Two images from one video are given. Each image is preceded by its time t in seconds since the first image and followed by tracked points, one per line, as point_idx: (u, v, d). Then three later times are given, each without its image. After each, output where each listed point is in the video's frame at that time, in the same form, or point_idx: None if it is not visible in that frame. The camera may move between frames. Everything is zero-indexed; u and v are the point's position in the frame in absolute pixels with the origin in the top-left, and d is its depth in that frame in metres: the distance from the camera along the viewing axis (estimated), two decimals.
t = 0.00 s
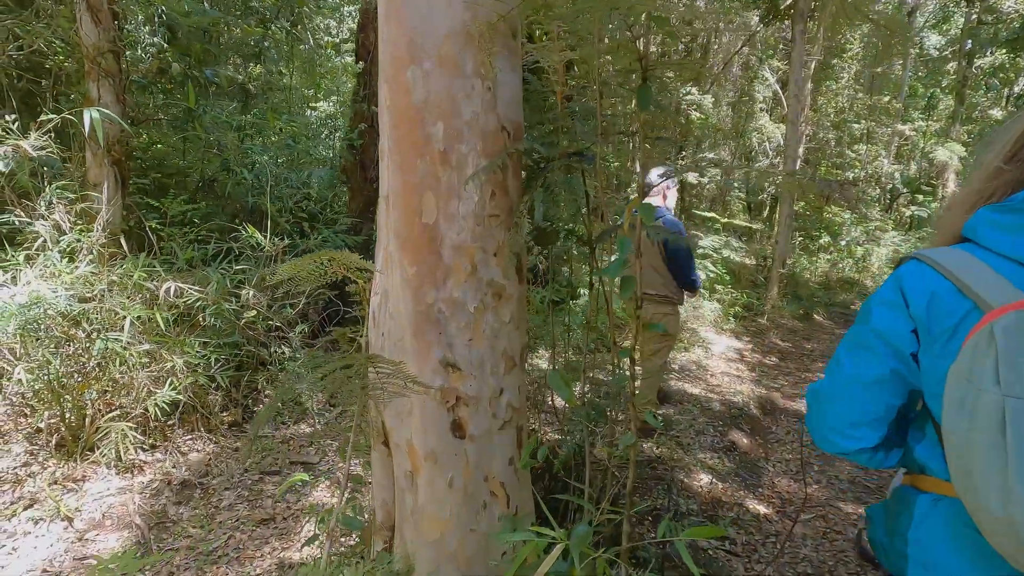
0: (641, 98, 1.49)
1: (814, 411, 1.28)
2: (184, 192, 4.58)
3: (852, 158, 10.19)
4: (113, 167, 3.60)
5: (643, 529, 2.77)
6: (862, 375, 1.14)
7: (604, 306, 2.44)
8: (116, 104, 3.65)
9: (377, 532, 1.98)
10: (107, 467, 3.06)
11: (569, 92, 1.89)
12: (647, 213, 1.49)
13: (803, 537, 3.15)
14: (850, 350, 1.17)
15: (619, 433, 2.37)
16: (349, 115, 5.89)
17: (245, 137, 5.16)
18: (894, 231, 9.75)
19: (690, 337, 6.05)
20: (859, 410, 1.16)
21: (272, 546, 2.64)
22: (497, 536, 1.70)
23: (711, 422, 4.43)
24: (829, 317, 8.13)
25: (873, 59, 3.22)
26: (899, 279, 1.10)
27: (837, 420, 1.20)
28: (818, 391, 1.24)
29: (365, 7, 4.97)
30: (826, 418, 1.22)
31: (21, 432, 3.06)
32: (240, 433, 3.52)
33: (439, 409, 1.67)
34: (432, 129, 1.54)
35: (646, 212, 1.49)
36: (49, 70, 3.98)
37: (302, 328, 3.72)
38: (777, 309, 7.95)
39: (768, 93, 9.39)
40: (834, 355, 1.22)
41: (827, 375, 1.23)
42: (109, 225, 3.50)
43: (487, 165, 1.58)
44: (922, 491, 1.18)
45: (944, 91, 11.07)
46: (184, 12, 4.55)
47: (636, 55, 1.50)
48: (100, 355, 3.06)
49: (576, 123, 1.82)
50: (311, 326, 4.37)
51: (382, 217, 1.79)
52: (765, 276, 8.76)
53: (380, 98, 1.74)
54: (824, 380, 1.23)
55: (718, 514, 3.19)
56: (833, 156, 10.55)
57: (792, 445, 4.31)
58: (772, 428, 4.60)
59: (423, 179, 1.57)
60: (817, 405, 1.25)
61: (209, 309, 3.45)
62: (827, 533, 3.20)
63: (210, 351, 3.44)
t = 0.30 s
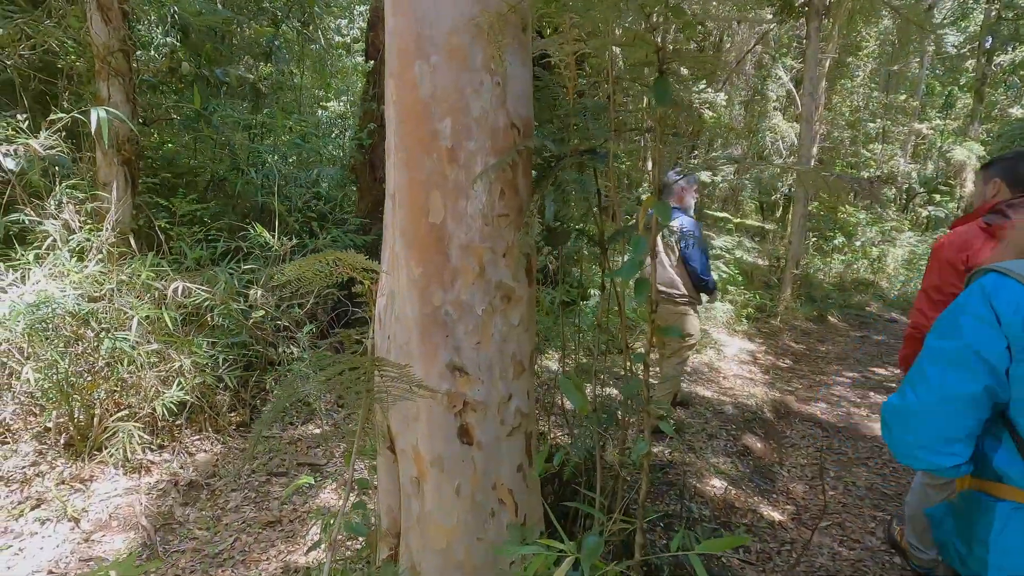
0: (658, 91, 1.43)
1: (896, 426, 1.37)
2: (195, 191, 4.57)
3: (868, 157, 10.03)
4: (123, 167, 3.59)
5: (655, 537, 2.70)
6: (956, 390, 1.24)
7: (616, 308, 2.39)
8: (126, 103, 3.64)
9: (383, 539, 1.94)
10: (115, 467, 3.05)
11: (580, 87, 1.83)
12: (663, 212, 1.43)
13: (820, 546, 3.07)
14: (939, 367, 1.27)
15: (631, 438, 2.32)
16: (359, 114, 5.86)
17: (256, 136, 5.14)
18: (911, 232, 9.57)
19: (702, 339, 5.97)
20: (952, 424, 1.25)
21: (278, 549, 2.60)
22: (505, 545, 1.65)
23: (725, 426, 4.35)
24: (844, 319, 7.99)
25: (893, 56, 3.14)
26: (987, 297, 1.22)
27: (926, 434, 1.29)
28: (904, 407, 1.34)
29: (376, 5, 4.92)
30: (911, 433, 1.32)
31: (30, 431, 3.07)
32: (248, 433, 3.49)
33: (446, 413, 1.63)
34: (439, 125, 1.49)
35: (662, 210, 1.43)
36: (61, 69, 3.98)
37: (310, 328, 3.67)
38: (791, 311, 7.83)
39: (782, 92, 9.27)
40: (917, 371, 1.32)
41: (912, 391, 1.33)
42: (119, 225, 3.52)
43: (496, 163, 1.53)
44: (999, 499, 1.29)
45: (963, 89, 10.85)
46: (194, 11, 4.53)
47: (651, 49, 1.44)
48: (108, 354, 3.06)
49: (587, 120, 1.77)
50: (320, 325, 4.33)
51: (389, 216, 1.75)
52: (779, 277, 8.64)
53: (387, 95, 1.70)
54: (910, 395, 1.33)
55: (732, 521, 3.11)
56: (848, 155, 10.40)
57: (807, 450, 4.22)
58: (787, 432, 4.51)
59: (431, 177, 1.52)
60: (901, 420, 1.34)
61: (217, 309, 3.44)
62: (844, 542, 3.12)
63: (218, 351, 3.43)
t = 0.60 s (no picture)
0: (672, 90, 1.38)
1: (972, 417, 1.42)
2: (203, 191, 4.57)
3: (879, 157, 9.92)
4: (131, 167, 3.59)
5: (664, 543, 2.66)
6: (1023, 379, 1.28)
7: (627, 311, 2.35)
8: (134, 103, 3.63)
9: (389, 545, 1.91)
10: (121, 469, 3.05)
11: (591, 88, 1.79)
12: (677, 214, 1.39)
13: (832, 553, 3.01)
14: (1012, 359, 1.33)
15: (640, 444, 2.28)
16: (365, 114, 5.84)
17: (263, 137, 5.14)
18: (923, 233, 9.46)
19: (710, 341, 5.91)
20: (1019, 412, 1.29)
21: (283, 552, 2.58)
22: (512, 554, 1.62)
23: (734, 430, 4.29)
24: (855, 321, 7.90)
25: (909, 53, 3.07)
26: None
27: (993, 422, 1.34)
28: (979, 398, 1.39)
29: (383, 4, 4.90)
30: (982, 419, 1.38)
31: (37, 432, 3.07)
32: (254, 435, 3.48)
33: (453, 419, 1.59)
34: (447, 125, 1.46)
35: (676, 213, 1.39)
36: (70, 70, 3.98)
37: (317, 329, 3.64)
38: (800, 312, 7.75)
39: (792, 91, 9.17)
40: (993, 366, 1.38)
41: (987, 383, 1.38)
42: (126, 225, 3.52)
43: (505, 165, 1.50)
44: None
45: (976, 88, 10.71)
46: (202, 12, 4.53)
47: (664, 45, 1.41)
48: (115, 355, 3.05)
49: (597, 120, 1.73)
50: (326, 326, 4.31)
51: (395, 218, 1.72)
52: (788, 279, 8.55)
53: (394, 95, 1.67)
54: (986, 387, 1.38)
55: (743, 527, 3.06)
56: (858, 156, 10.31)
57: (819, 455, 4.16)
58: (798, 435, 4.45)
59: (438, 179, 1.49)
60: (975, 409, 1.40)
61: (223, 309, 3.43)
62: (858, 549, 3.06)
63: (225, 352, 3.42)
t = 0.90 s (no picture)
0: (679, 91, 1.36)
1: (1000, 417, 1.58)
2: (204, 192, 4.55)
3: (881, 157, 9.88)
4: (132, 168, 3.57)
5: (669, 546, 2.64)
6: None
7: (631, 312, 2.33)
8: (135, 104, 3.62)
9: (392, 550, 1.90)
10: (123, 472, 3.04)
11: (596, 88, 1.78)
12: (684, 216, 1.37)
13: (838, 556, 2.99)
14: None
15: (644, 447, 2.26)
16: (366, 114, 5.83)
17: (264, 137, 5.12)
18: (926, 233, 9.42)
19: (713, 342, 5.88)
20: None
21: (285, 556, 2.56)
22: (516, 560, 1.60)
23: (738, 432, 4.27)
24: (858, 321, 7.86)
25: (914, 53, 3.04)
26: None
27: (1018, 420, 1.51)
28: (1004, 401, 1.55)
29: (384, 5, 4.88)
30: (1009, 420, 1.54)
31: (39, 434, 3.06)
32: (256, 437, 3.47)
33: (457, 423, 1.58)
34: (451, 126, 1.44)
35: (683, 215, 1.37)
36: (72, 70, 3.97)
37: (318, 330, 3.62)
38: (803, 313, 7.72)
39: (794, 91, 9.14)
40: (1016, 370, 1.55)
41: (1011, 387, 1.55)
42: (128, 226, 3.51)
43: (508, 166, 1.48)
44: None
45: (979, 88, 10.68)
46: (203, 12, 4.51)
47: (671, 44, 1.39)
48: (115, 356, 3.04)
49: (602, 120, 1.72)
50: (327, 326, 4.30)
51: (397, 220, 1.70)
52: (791, 279, 8.52)
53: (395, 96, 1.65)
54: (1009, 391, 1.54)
55: (747, 530, 3.04)
56: (861, 156, 10.28)
57: (823, 457, 4.13)
58: (801, 437, 4.43)
59: (441, 181, 1.47)
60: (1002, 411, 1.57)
61: (225, 310, 3.41)
62: (863, 552, 3.04)
63: (226, 353, 3.40)
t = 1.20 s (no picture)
0: (678, 90, 1.35)
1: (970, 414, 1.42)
2: (199, 193, 4.52)
3: (876, 158, 9.95)
4: (125, 168, 3.55)
5: (666, 548, 2.64)
6: None
7: (629, 313, 2.32)
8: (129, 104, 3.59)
9: (388, 553, 1.88)
10: (116, 474, 3.01)
11: (594, 89, 1.77)
12: (684, 217, 1.36)
13: (835, 557, 2.99)
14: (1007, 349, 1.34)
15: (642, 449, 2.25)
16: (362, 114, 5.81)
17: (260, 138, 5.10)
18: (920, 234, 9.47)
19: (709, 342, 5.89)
20: None
21: (280, 559, 2.54)
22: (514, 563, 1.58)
23: (734, 431, 4.26)
24: (854, 322, 7.88)
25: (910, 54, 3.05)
26: None
27: (992, 410, 1.33)
28: (976, 394, 1.39)
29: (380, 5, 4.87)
30: (980, 413, 1.37)
31: (30, 437, 3.03)
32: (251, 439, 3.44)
33: (454, 426, 1.56)
34: (448, 127, 1.43)
35: (683, 215, 1.36)
36: (65, 70, 3.95)
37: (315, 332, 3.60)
38: (798, 313, 7.74)
39: (789, 92, 9.17)
40: (986, 361, 1.40)
41: (982, 378, 1.39)
42: (121, 227, 3.48)
43: (506, 168, 1.47)
44: None
45: (972, 90, 10.75)
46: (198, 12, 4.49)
47: (669, 44, 1.38)
48: (108, 358, 3.01)
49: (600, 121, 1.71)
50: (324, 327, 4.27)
51: (394, 221, 1.69)
52: (787, 280, 8.54)
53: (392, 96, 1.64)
54: (981, 383, 1.38)
55: (744, 531, 3.03)
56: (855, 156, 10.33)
57: (820, 457, 4.14)
58: (798, 438, 4.43)
59: (439, 182, 1.46)
60: (973, 406, 1.40)
61: (220, 311, 3.39)
62: (860, 552, 3.04)
63: (221, 355, 3.38)
